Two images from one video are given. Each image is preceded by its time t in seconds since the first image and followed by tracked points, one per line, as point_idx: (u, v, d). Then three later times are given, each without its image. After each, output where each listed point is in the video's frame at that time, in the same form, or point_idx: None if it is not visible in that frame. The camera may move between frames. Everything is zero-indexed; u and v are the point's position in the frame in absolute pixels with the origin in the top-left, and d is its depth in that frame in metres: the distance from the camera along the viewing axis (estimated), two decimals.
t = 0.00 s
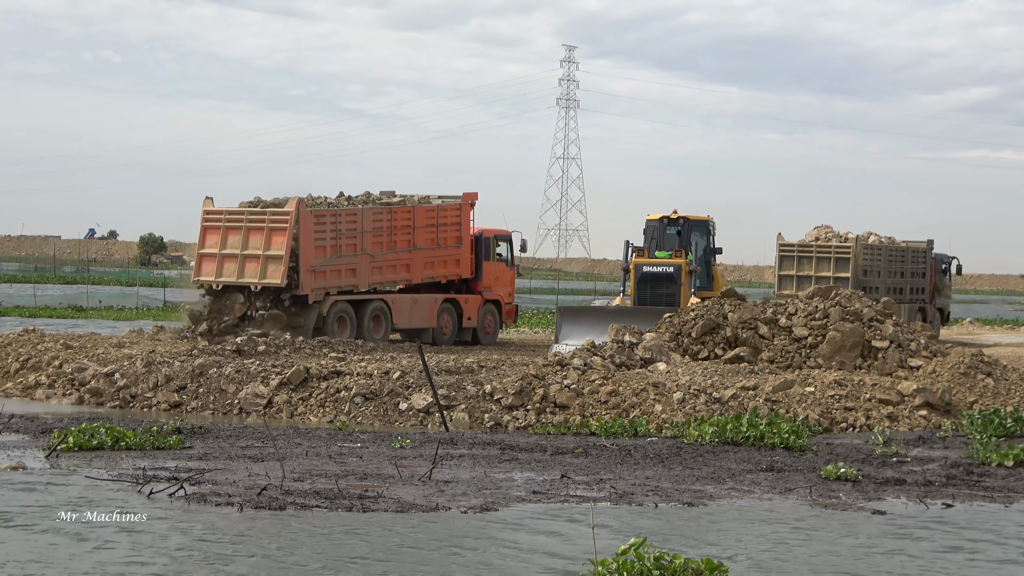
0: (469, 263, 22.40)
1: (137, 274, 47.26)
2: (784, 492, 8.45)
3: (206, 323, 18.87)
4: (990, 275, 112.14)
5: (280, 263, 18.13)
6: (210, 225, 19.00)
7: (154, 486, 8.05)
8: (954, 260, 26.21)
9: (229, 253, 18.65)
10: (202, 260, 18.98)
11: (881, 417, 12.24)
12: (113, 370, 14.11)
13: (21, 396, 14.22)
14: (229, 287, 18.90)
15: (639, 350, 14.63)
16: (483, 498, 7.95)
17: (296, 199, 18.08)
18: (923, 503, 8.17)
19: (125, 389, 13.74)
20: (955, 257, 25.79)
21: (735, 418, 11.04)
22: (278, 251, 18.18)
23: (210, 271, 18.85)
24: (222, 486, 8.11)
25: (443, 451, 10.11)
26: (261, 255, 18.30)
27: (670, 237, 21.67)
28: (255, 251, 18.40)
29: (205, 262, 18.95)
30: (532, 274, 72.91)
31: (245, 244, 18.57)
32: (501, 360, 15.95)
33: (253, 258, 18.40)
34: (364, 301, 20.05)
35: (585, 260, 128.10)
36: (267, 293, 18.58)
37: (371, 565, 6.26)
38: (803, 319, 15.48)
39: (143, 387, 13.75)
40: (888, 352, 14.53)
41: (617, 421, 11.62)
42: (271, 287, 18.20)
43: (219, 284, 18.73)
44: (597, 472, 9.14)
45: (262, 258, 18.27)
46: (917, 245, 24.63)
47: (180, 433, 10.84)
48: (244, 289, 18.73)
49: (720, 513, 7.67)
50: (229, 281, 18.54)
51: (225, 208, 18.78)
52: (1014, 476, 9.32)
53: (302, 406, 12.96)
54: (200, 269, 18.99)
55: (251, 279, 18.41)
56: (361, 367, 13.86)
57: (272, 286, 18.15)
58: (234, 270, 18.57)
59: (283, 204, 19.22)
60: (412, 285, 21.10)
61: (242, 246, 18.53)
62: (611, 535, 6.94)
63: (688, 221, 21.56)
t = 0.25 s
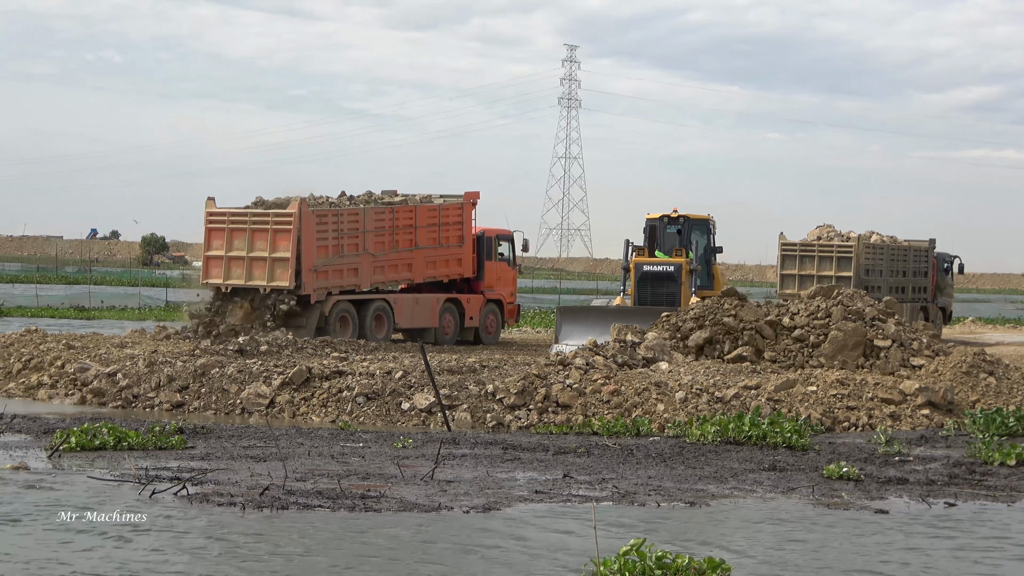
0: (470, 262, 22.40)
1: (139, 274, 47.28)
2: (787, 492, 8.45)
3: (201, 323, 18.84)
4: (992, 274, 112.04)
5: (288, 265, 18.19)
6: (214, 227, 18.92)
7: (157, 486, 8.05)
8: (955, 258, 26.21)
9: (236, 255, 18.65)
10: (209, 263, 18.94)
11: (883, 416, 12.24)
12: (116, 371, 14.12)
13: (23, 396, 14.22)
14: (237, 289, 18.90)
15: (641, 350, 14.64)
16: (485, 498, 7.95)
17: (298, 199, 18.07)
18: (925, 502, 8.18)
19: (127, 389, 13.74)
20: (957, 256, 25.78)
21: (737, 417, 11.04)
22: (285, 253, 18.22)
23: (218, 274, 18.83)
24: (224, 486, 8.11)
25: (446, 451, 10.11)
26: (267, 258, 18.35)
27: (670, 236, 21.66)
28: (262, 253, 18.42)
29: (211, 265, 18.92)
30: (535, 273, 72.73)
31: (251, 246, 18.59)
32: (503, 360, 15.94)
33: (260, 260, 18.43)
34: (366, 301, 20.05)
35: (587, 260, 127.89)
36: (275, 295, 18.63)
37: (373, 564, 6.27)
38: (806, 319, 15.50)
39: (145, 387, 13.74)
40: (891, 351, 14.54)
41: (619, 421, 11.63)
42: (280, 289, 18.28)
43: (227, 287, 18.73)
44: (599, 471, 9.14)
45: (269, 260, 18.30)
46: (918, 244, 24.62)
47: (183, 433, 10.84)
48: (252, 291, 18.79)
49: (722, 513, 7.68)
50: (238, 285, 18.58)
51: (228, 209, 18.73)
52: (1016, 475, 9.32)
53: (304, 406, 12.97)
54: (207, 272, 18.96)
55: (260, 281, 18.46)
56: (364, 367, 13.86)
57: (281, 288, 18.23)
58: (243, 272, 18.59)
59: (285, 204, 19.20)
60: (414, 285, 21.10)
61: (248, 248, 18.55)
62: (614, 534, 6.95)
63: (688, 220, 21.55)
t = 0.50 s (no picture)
0: (472, 261, 22.40)
1: (141, 274, 47.30)
2: (788, 491, 8.45)
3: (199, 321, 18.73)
4: (994, 273, 111.94)
5: (289, 264, 18.19)
6: (216, 226, 18.95)
7: (158, 485, 8.06)
8: (957, 258, 26.20)
9: (237, 254, 18.65)
10: (210, 262, 18.94)
11: (885, 415, 12.24)
12: (118, 370, 14.12)
13: (25, 395, 14.23)
14: (238, 288, 18.90)
15: (643, 349, 14.65)
16: (487, 497, 7.95)
17: (300, 199, 18.08)
18: (928, 501, 8.17)
19: (129, 389, 13.75)
20: (959, 255, 25.78)
21: (739, 417, 11.05)
22: (286, 253, 18.22)
23: (219, 273, 18.83)
24: (226, 486, 8.12)
25: (448, 450, 10.11)
26: (268, 257, 18.35)
27: (669, 234, 21.65)
28: (263, 252, 18.43)
29: (213, 264, 18.92)
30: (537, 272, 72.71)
31: (253, 245, 18.59)
32: (505, 359, 15.94)
33: (261, 260, 18.43)
34: (368, 301, 20.05)
35: (589, 260, 127.78)
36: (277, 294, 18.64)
37: (374, 563, 6.27)
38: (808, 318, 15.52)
39: (147, 387, 13.74)
40: (893, 350, 14.56)
41: (621, 420, 11.63)
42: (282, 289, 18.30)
43: (229, 287, 18.74)
44: (601, 471, 9.13)
45: (270, 260, 18.31)
46: (920, 243, 24.62)
47: (184, 432, 10.85)
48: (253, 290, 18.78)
49: (724, 512, 7.68)
50: (239, 284, 18.56)
51: (230, 209, 18.73)
52: (1018, 474, 9.32)
53: (306, 405, 12.97)
54: (208, 271, 18.96)
55: (261, 281, 18.46)
56: (365, 367, 13.87)
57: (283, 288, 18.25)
58: (243, 272, 18.59)
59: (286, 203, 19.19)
60: (416, 284, 21.09)
61: (249, 248, 18.56)
62: (615, 533, 6.95)
63: (688, 218, 21.54)
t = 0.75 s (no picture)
0: (474, 260, 22.40)
1: (143, 273, 47.32)
2: (790, 490, 8.45)
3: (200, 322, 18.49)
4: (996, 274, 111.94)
5: (292, 263, 18.20)
6: (218, 225, 18.99)
7: (160, 484, 8.06)
8: (959, 257, 26.19)
9: (239, 254, 18.66)
10: (213, 262, 18.98)
11: (887, 415, 12.23)
12: (119, 369, 14.13)
13: (27, 395, 14.24)
14: (240, 288, 18.91)
15: (645, 348, 14.68)
16: (489, 496, 7.95)
17: (301, 198, 18.07)
18: (929, 500, 8.17)
19: (131, 388, 13.76)
20: (961, 255, 25.76)
21: (741, 415, 11.05)
22: (289, 252, 18.23)
23: (221, 273, 18.87)
24: (228, 485, 8.13)
25: (449, 449, 10.11)
26: (270, 257, 18.36)
27: (669, 233, 21.63)
28: (265, 252, 18.44)
29: (215, 264, 18.97)
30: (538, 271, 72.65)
31: (255, 245, 18.60)
32: (507, 358, 15.94)
33: (263, 259, 18.44)
34: (369, 300, 20.06)
35: (589, 259, 127.76)
36: (279, 294, 18.66)
37: (375, 564, 6.26)
38: (810, 319, 15.54)
39: (149, 386, 13.75)
40: (894, 349, 14.57)
41: (622, 419, 11.63)
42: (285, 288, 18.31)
43: (231, 286, 18.77)
44: (602, 470, 9.14)
45: (272, 259, 18.32)
46: (922, 242, 24.61)
47: (186, 431, 10.85)
48: (255, 290, 18.77)
49: (725, 511, 7.67)
50: (241, 283, 18.57)
51: (231, 208, 18.75)
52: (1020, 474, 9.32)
53: (307, 404, 12.97)
54: (211, 271, 19.00)
55: (263, 280, 18.47)
56: (367, 365, 13.88)
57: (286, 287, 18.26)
58: (245, 271, 18.61)
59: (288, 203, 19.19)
60: (418, 283, 21.10)
61: (251, 247, 18.56)
62: (614, 533, 6.95)
63: (688, 217, 21.52)
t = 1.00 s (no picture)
0: (476, 259, 22.41)
1: (145, 272, 47.32)
2: (792, 490, 8.45)
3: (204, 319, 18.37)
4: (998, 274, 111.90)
5: (296, 264, 18.21)
6: (221, 226, 18.93)
7: (162, 484, 8.07)
8: (961, 256, 26.18)
9: (243, 254, 18.66)
10: (216, 262, 18.93)
11: (889, 414, 12.23)
12: (121, 368, 14.14)
13: (29, 394, 14.25)
14: (243, 288, 18.91)
15: (647, 347, 14.69)
16: (491, 496, 7.95)
17: (304, 198, 18.06)
18: (931, 500, 8.17)
19: (133, 387, 13.77)
20: (962, 254, 25.75)
21: (743, 415, 11.05)
22: (292, 252, 18.23)
23: (226, 273, 18.83)
24: (230, 484, 8.13)
25: (451, 449, 10.11)
26: (274, 257, 18.37)
27: (669, 232, 21.63)
28: (269, 252, 18.44)
29: (219, 264, 18.91)
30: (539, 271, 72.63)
31: (258, 245, 18.60)
32: (508, 358, 15.93)
33: (268, 259, 18.45)
34: (371, 300, 20.07)
35: (590, 259, 127.82)
36: (284, 294, 18.67)
37: (378, 563, 6.26)
38: (811, 318, 15.55)
39: (151, 386, 13.76)
40: (896, 349, 14.58)
41: (624, 418, 11.64)
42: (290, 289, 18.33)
43: (236, 287, 18.75)
44: (605, 469, 9.13)
45: (277, 260, 18.32)
46: (924, 242, 24.61)
47: (188, 431, 10.86)
48: (258, 290, 18.78)
49: (727, 511, 7.67)
50: (245, 283, 18.56)
51: (235, 208, 18.74)
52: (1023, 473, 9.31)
53: (309, 404, 12.98)
54: (215, 271, 18.95)
55: (269, 281, 18.49)
56: (369, 365, 13.89)
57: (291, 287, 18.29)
58: (250, 271, 18.60)
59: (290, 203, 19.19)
60: (420, 282, 21.11)
61: (255, 248, 18.56)
62: (616, 532, 6.94)
63: (688, 216, 21.52)
